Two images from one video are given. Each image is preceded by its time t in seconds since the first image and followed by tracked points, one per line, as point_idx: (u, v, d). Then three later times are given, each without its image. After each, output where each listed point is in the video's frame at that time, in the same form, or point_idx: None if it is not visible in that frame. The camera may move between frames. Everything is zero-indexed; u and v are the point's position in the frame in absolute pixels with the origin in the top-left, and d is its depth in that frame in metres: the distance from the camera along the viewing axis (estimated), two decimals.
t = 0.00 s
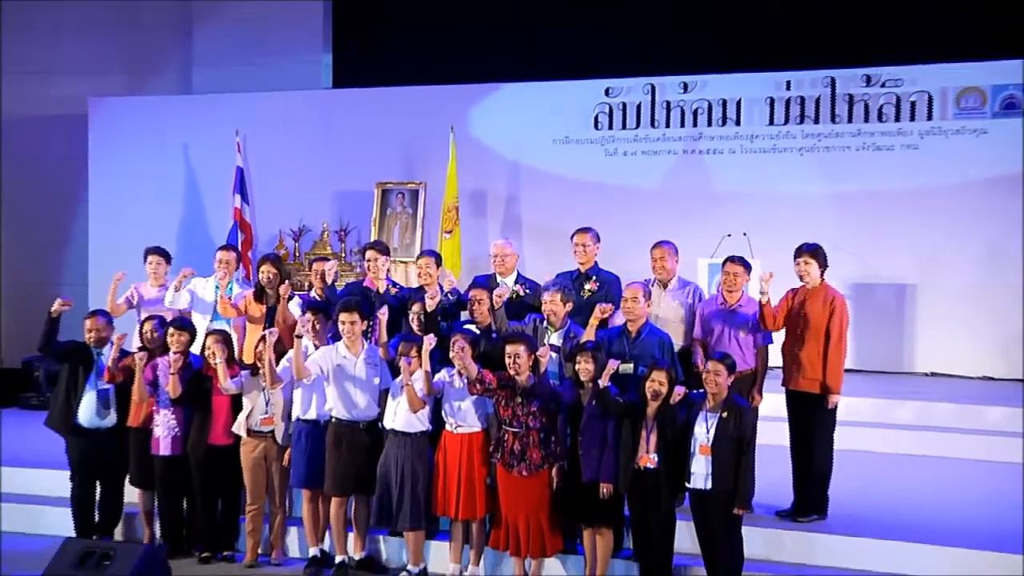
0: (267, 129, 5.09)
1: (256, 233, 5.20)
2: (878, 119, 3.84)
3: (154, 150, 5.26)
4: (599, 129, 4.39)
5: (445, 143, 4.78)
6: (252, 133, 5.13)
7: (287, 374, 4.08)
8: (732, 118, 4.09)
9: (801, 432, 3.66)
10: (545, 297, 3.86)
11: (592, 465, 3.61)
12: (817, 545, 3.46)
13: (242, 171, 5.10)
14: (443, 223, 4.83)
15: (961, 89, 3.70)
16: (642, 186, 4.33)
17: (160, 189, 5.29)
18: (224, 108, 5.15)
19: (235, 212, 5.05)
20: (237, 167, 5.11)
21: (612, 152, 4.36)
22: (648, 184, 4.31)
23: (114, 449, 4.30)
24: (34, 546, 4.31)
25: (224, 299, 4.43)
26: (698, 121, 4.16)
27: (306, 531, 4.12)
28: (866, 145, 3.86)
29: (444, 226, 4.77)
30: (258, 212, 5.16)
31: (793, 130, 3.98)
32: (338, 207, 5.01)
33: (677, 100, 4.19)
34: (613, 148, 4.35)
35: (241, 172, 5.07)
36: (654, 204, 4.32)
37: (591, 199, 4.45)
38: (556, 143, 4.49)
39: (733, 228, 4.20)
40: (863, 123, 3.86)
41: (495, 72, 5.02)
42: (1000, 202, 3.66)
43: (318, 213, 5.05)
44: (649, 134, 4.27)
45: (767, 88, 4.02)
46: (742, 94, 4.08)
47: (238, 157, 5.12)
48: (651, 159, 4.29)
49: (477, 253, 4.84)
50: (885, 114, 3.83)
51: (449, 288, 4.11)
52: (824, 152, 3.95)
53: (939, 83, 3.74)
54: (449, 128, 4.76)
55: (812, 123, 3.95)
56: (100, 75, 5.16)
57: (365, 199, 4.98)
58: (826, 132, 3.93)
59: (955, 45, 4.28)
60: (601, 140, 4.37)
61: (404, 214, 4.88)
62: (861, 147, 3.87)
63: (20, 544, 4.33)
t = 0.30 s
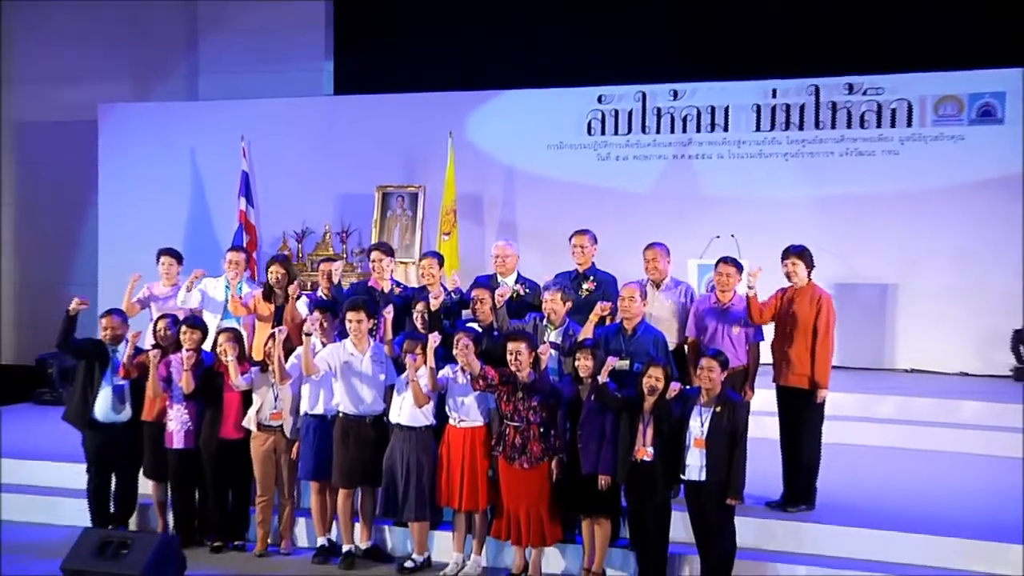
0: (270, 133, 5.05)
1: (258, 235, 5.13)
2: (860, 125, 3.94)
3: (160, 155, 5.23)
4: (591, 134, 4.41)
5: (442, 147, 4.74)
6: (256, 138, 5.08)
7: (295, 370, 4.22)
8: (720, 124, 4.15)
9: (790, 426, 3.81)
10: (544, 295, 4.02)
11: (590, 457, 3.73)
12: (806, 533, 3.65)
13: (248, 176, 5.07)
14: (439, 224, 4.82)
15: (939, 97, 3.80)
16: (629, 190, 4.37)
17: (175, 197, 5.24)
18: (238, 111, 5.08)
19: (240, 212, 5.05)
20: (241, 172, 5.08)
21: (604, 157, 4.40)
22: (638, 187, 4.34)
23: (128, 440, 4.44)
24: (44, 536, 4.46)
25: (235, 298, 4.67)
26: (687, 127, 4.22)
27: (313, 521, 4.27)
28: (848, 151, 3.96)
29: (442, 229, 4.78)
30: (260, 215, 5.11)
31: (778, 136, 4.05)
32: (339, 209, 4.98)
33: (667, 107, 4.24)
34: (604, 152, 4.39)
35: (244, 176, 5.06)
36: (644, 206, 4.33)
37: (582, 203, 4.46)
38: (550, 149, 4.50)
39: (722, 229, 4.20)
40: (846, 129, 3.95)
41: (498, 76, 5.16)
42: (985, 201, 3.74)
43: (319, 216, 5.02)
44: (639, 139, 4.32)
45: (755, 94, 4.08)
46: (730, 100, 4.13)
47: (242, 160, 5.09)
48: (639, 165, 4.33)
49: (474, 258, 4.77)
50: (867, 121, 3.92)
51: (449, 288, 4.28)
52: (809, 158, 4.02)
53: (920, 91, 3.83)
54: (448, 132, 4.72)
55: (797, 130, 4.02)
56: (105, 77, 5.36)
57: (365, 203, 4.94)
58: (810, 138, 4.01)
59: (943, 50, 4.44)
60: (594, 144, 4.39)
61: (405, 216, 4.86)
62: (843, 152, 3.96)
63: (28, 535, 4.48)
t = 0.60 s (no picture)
0: (274, 139, 5.62)
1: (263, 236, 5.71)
2: (841, 132, 4.35)
3: (167, 157, 5.80)
4: (583, 140, 4.92)
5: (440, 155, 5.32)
6: (260, 144, 5.64)
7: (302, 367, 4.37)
8: (707, 131, 4.63)
9: (778, 420, 3.98)
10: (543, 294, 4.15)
11: (588, 450, 3.87)
12: (793, 521, 3.80)
13: (253, 181, 5.60)
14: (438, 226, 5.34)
15: (916, 105, 4.18)
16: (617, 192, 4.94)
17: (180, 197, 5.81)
18: (239, 118, 5.67)
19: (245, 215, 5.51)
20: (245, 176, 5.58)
21: (596, 161, 4.93)
22: (625, 190, 4.93)
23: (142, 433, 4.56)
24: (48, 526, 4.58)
25: (243, 297, 4.82)
26: (675, 133, 4.70)
27: (321, 512, 4.42)
28: (829, 156, 4.40)
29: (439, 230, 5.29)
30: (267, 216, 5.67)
31: (763, 142, 4.49)
32: (342, 211, 5.54)
33: (655, 114, 4.70)
34: (597, 157, 4.93)
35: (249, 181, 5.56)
36: (632, 208, 4.93)
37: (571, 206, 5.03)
38: (545, 154, 5.04)
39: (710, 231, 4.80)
40: (827, 135, 4.36)
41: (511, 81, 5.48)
42: (954, 206, 4.25)
43: (321, 218, 5.60)
44: (629, 145, 4.82)
45: (739, 103, 4.52)
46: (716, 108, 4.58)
47: (246, 164, 5.61)
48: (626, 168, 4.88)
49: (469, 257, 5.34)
50: (848, 128, 4.33)
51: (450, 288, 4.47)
52: (791, 162, 4.50)
53: (898, 99, 4.22)
54: (445, 138, 5.28)
55: (781, 136, 4.46)
56: (116, 86, 5.73)
57: (366, 205, 5.48)
58: (793, 145, 4.45)
59: (940, 53, 4.70)
60: (586, 150, 4.92)
61: (403, 218, 5.42)
62: (825, 158, 4.42)
63: (30, 525, 4.60)
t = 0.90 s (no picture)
0: (272, 139, 5.37)
1: (261, 238, 5.47)
2: (828, 136, 4.35)
3: (167, 159, 5.52)
4: (575, 143, 4.79)
5: (435, 156, 5.09)
6: (261, 146, 5.39)
7: (308, 365, 4.49)
8: (698, 135, 4.55)
9: (769, 415, 4.14)
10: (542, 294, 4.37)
11: (586, 445, 4.00)
12: (786, 512, 4.04)
13: (254, 183, 5.39)
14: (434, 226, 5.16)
15: (900, 110, 4.21)
16: (610, 197, 4.73)
17: (178, 197, 5.53)
18: (239, 120, 5.41)
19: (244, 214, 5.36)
20: (246, 178, 5.41)
21: (588, 165, 4.77)
22: (623, 193, 4.69)
23: (149, 430, 4.65)
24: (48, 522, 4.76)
25: (249, 297, 4.98)
26: (666, 137, 4.62)
27: (325, 506, 4.54)
28: (817, 160, 4.35)
29: (436, 232, 5.13)
30: (264, 218, 5.44)
31: (752, 146, 4.45)
32: (340, 213, 5.31)
33: (647, 118, 4.63)
34: (588, 161, 4.76)
35: (250, 182, 5.39)
36: (626, 210, 4.68)
37: (563, 208, 4.83)
38: (536, 157, 4.88)
39: (700, 232, 4.55)
40: (814, 139, 4.36)
41: (514, 82, 5.56)
42: (941, 208, 4.15)
43: (320, 220, 5.34)
44: (621, 148, 4.70)
45: (729, 107, 4.49)
46: (706, 112, 4.53)
47: (246, 166, 5.42)
48: (617, 173, 4.71)
49: (467, 260, 5.09)
50: (834, 132, 4.33)
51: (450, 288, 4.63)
52: (779, 166, 4.41)
53: (881, 104, 4.25)
54: (443, 140, 5.06)
55: (770, 140, 4.42)
56: (116, 89, 5.62)
57: (364, 208, 5.26)
58: (781, 149, 4.41)
59: (939, 54, 4.85)
60: (578, 153, 4.78)
61: (401, 220, 5.18)
62: (812, 161, 4.36)
63: (33, 520, 4.73)
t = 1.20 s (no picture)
0: (270, 140, 5.65)
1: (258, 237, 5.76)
2: (818, 138, 4.54)
3: (165, 159, 5.79)
4: (569, 145, 5.05)
5: (432, 158, 5.41)
6: (256, 147, 5.68)
7: (309, 364, 4.54)
8: (689, 136, 4.77)
9: (765, 413, 4.17)
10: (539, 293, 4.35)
11: (584, 444, 4.04)
12: (779, 510, 3.97)
13: (248, 183, 5.65)
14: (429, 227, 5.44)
15: (888, 113, 4.42)
16: (605, 199, 5.04)
17: (176, 198, 5.81)
18: (237, 121, 5.69)
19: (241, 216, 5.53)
20: (242, 180, 5.64)
21: (582, 166, 5.03)
22: (614, 196, 5.02)
23: (150, 429, 4.67)
24: (52, 519, 4.70)
25: (248, 296, 5.01)
26: (659, 138, 4.84)
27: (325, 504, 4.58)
28: (807, 160, 4.61)
29: (431, 232, 5.39)
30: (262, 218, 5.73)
31: (743, 147, 4.67)
32: (335, 213, 5.63)
33: (639, 120, 4.85)
34: (583, 162, 5.03)
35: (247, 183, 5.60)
36: (619, 212, 5.01)
37: (558, 209, 5.12)
38: (532, 158, 5.16)
39: (692, 233, 4.91)
40: (804, 141, 4.56)
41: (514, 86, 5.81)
42: (937, 206, 4.48)
43: (316, 220, 5.65)
44: (614, 150, 4.95)
45: (721, 109, 4.69)
46: (698, 114, 4.73)
47: (243, 167, 5.66)
48: (612, 173, 4.99)
49: (458, 260, 5.41)
50: (824, 134, 4.53)
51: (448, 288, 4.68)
52: (769, 167, 4.68)
53: (871, 107, 4.44)
54: (437, 143, 5.38)
55: (760, 142, 4.64)
56: (115, 89, 6.09)
57: (358, 207, 5.59)
58: (771, 150, 4.63)
59: (938, 53, 5.09)
60: (573, 155, 5.05)
61: (395, 220, 5.48)
62: (802, 163, 4.62)
63: (33, 517, 4.71)
